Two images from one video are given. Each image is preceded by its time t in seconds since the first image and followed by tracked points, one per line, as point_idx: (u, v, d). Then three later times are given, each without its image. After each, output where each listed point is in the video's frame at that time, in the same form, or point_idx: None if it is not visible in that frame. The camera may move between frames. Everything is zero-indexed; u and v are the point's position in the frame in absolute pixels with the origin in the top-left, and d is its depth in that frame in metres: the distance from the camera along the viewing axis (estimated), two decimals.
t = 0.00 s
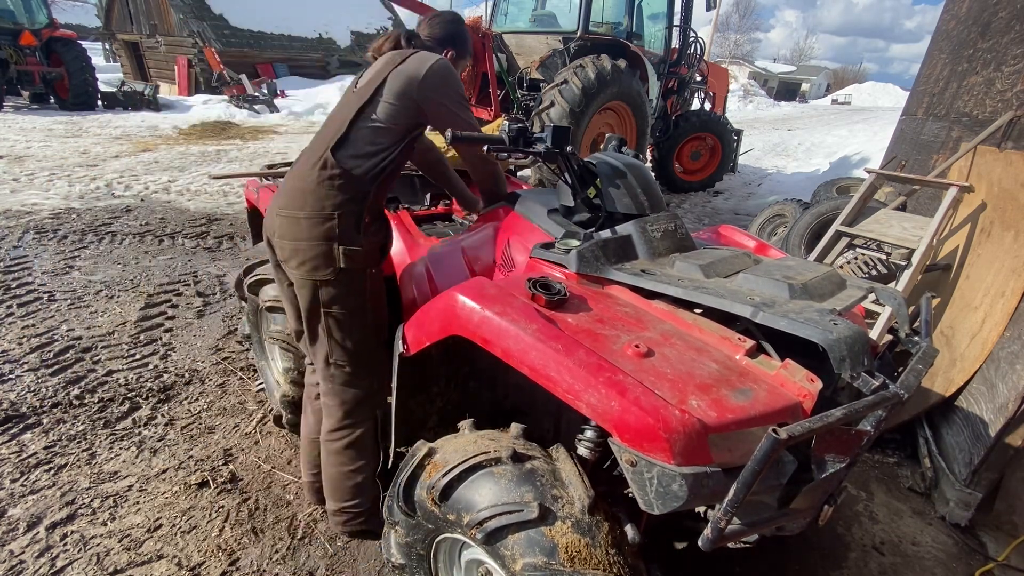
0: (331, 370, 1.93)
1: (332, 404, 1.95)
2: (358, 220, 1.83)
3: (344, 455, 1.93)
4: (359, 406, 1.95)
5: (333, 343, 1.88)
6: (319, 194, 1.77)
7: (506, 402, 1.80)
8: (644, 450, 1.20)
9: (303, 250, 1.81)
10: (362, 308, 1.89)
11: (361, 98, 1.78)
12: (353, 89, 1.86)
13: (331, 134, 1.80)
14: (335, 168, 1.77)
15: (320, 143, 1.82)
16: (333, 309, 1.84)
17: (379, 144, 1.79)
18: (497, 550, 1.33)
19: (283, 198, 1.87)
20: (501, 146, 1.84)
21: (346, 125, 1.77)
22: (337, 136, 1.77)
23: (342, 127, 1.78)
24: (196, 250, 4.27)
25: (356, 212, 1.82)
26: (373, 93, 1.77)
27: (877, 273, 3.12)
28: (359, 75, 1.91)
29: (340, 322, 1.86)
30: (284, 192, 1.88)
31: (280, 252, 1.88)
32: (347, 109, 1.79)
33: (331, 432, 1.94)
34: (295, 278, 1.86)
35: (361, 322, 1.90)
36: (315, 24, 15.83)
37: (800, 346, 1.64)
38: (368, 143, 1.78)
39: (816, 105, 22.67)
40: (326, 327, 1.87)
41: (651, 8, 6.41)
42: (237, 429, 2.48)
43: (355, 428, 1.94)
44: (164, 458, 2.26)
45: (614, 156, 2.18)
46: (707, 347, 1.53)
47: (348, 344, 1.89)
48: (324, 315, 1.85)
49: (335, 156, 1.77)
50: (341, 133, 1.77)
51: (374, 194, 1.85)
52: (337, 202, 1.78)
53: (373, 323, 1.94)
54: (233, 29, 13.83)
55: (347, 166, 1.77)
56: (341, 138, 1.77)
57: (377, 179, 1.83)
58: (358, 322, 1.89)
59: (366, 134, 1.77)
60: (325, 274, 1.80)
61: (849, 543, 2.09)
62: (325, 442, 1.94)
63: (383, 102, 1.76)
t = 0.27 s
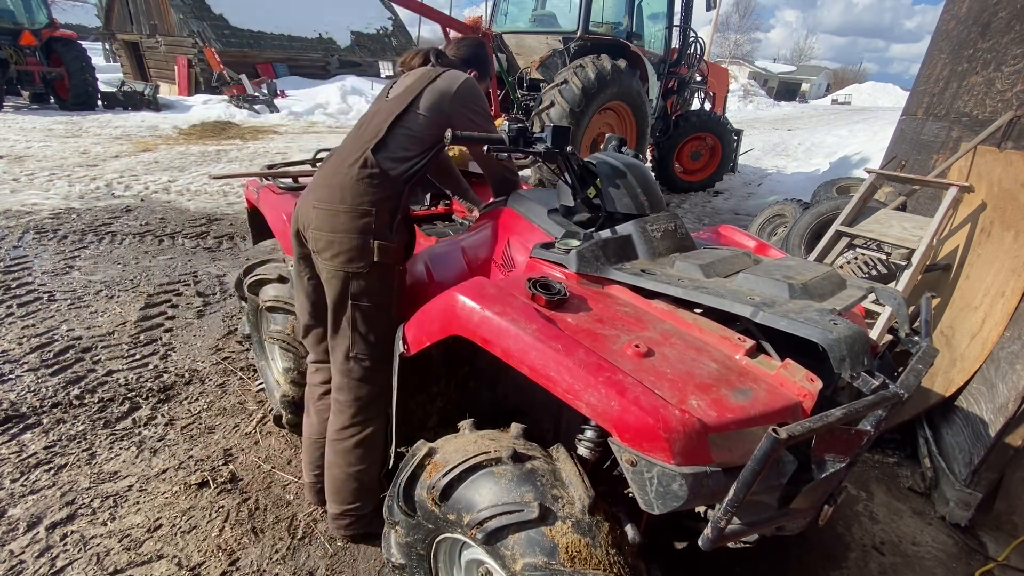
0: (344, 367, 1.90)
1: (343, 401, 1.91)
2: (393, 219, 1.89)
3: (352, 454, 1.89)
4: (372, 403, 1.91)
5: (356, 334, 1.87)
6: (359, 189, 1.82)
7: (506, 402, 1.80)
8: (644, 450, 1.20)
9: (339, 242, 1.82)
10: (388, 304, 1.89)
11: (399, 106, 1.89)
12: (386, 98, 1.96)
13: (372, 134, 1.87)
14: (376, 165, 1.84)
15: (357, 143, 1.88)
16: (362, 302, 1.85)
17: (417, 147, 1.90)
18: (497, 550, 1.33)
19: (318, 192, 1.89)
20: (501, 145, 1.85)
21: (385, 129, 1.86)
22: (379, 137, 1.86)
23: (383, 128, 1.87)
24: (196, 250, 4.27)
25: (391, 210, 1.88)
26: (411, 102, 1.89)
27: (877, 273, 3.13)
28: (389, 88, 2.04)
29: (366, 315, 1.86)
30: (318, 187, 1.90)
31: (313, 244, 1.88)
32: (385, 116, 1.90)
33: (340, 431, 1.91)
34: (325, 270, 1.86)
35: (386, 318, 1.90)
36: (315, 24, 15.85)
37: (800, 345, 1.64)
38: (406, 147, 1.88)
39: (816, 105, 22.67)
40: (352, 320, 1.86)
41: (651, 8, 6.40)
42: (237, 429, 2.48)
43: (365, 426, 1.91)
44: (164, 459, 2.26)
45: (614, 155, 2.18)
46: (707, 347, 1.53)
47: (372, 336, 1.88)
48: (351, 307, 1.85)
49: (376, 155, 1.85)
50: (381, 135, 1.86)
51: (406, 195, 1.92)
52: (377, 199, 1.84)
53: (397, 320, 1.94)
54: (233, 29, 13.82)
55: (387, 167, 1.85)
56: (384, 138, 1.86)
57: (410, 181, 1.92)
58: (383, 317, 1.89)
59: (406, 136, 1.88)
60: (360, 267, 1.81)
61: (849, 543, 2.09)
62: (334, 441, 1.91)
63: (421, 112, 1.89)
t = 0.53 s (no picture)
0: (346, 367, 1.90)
1: (344, 400, 1.91)
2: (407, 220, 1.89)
3: (354, 453, 1.89)
4: (374, 403, 1.91)
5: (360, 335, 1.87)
6: (373, 190, 1.83)
7: (506, 402, 1.80)
8: (644, 449, 1.20)
9: (352, 241, 1.82)
10: (396, 306, 1.90)
11: (415, 109, 1.90)
12: (402, 101, 1.98)
13: (387, 136, 1.89)
14: (391, 167, 1.85)
15: (372, 145, 1.89)
16: (371, 301, 1.85)
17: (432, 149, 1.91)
18: (497, 550, 1.33)
19: (333, 191, 1.89)
20: (501, 145, 1.83)
21: (401, 131, 1.87)
22: (393, 139, 1.87)
23: (399, 130, 1.88)
24: (196, 250, 4.27)
25: (405, 211, 1.88)
26: (427, 106, 1.90)
27: (877, 273, 3.13)
28: (403, 91, 2.05)
29: (374, 314, 1.87)
30: (333, 187, 1.90)
31: (325, 242, 1.89)
32: (401, 118, 1.91)
33: (342, 430, 1.91)
34: (336, 267, 1.86)
35: (393, 318, 1.90)
36: (315, 24, 15.87)
37: (800, 345, 1.64)
38: (422, 149, 1.89)
39: (816, 105, 22.67)
40: (359, 318, 1.86)
41: (651, 8, 6.40)
42: (237, 429, 2.48)
43: (366, 426, 1.91)
44: (164, 458, 2.26)
45: (614, 155, 2.17)
46: (707, 346, 1.53)
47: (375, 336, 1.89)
48: (360, 305, 1.85)
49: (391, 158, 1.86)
50: (395, 137, 1.87)
51: (420, 196, 1.93)
52: (391, 200, 1.85)
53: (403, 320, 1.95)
54: (233, 29, 13.82)
55: (402, 169, 1.86)
56: (398, 139, 1.87)
57: (423, 183, 1.93)
58: (391, 318, 1.90)
59: (420, 139, 1.89)
60: (371, 266, 1.82)
61: (849, 543, 2.09)
62: (336, 441, 1.91)
63: (437, 116, 1.90)
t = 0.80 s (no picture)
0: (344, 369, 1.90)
1: (344, 401, 1.91)
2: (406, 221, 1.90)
3: (353, 455, 1.89)
4: (374, 404, 1.91)
5: (361, 335, 1.87)
6: (373, 191, 1.83)
7: (506, 402, 1.80)
8: (644, 450, 1.20)
9: (352, 242, 1.82)
10: (395, 307, 1.90)
11: (415, 110, 1.91)
12: (401, 102, 1.98)
13: (386, 136, 1.89)
14: (390, 168, 1.85)
15: (372, 146, 1.89)
16: (370, 302, 1.85)
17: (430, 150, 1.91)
18: (497, 550, 1.33)
19: (332, 191, 1.88)
20: (501, 145, 1.83)
21: (401, 132, 1.88)
22: (393, 139, 1.87)
23: (398, 131, 1.88)
24: (196, 250, 4.27)
25: (404, 212, 1.89)
26: (427, 107, 1.91)
27: (877, 273, 3.13)
28: (402, 93, 2.06)
29: (374, 315, 1.86)
30: (332, 187, 1.90)
31: (324, 242, 1.88)
32: (401, 119, 1.91)
33: (342, 431, 1.91)
34: (335, 268, 1.86)
35: (393, 319, 1.90)
36: (315, 24, 15.88)
37: (799, 345, 1.64)
38: (421, 150, 1.89)
39: (816, 105, 22.67)
40: (359, 319, 1.86)
41: (651, 8, 6.40)
42: (237, 429, 2.48)
43: (366, 427, 1.91)
44: (164, 458, 2.26)
45: (614, 155, 2.17)
46: (707, 347, 1.53)
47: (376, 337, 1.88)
48: (360, 307, 1.85)
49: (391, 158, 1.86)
50: (395, 138, 1.87)
51: (419, 197, 1.94)
52: (391, 201, 1.85)
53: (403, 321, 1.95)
54: (233, 29, 13.82)
55: (401, 169, 1.87)
56: (398, 140, 1.87)
57: (422, 184, 1.93)
58: (391, 319, 1.90)
59: (419, 139, 1.89)
60: (370, 267, 1.82)
61: (849, 543, 2.09)
62: (335, 442, 1.91)
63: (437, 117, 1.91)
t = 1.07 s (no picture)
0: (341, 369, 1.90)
1: (344, 401, 1.91)
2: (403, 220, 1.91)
3: (353, 454, 1.89)
4: (373, 404, 1.91)
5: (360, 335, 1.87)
6: (370, 191, 1.84)
7: (506, 402, 1.80)
8: (643, 449, 1.20)
9: (349, 241, 1.82)
10: (393, 306, 1.91)
11: (410, 109, 1.90)
12: (395, 101, 1.97)
13: (382, 136, 1.89)
14: (387, 167, 1.86)
15: (368, 145, 1.90)
16: (368, 301, 1.85)
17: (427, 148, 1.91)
18: (497, 550, 1.33)
19: (329, 190, 1.89)
20: (501, 145, 1.84)
21: (396, 131, 1.88)
22: (389, 138, 1.87)
23: (393, 130, 1.88)
24: (196, 250, 4.27)
25: (401, 211, 1.89)
26: (422, 105, 1.91)
27: (877, 273, 3.13)
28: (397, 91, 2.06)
29: (372, 315, 1.87)
30: (329, 187, 1.90)
31: (322, 242, 1.88)
32: (396, 118, 1.91)
33: (342, 431, 1.91)
34: (334, 267, 1.86)
35: (391, 318, 1.91)
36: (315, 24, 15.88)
37: (798, 345, 1.64)
38: (417, 149, 1.89)
39: (817, 104, 22.68)
40: (358, 318, 1.86)
41: (651, 8, 6.40)
42: (237, 429, 2.48)
43: (366, 427, 1.91)
44: (164, 459, 2.26)
45: (614, 155, 2.17)
46: (706, 346, 1.53)
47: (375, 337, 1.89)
48: (358, 306, 1.85)
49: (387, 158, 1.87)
50: (391, 138, 1.88)
51: (415, 196, 1.94)
52: (388, 200, 1.86)
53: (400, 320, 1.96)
54: (233, 29, 13.82)
55: (398, 168, 1.87)
56: (394, 139, 1.87)
57: (418, 183, 1.93)
58: (389, 318, 1.91)
59: (415, 138, 1.89)
60: (369, 267, 1.83)
61: (849, 543, 2.09)
62: (335, 441, 1.91)
63: (432, 115, 1.91)
